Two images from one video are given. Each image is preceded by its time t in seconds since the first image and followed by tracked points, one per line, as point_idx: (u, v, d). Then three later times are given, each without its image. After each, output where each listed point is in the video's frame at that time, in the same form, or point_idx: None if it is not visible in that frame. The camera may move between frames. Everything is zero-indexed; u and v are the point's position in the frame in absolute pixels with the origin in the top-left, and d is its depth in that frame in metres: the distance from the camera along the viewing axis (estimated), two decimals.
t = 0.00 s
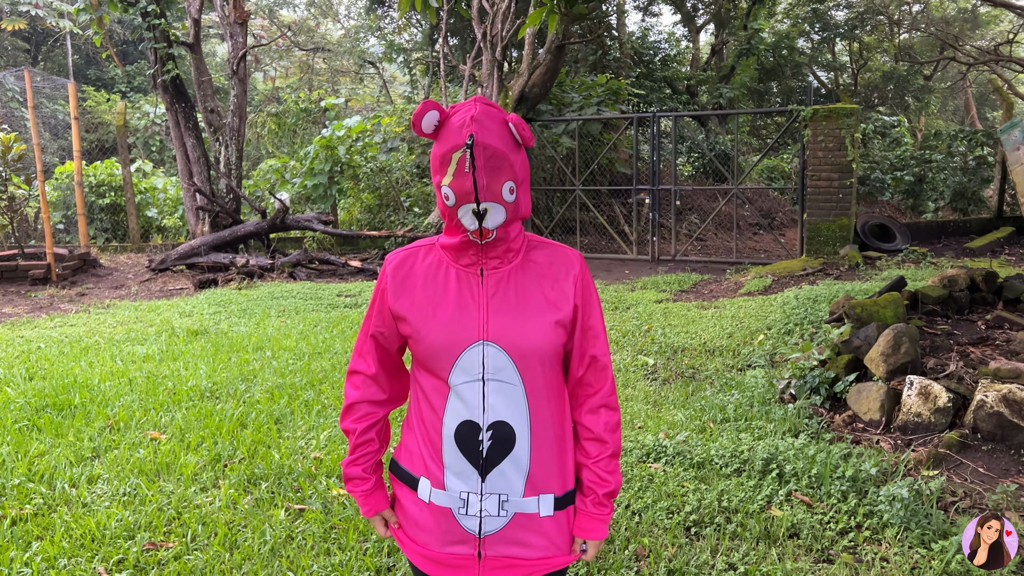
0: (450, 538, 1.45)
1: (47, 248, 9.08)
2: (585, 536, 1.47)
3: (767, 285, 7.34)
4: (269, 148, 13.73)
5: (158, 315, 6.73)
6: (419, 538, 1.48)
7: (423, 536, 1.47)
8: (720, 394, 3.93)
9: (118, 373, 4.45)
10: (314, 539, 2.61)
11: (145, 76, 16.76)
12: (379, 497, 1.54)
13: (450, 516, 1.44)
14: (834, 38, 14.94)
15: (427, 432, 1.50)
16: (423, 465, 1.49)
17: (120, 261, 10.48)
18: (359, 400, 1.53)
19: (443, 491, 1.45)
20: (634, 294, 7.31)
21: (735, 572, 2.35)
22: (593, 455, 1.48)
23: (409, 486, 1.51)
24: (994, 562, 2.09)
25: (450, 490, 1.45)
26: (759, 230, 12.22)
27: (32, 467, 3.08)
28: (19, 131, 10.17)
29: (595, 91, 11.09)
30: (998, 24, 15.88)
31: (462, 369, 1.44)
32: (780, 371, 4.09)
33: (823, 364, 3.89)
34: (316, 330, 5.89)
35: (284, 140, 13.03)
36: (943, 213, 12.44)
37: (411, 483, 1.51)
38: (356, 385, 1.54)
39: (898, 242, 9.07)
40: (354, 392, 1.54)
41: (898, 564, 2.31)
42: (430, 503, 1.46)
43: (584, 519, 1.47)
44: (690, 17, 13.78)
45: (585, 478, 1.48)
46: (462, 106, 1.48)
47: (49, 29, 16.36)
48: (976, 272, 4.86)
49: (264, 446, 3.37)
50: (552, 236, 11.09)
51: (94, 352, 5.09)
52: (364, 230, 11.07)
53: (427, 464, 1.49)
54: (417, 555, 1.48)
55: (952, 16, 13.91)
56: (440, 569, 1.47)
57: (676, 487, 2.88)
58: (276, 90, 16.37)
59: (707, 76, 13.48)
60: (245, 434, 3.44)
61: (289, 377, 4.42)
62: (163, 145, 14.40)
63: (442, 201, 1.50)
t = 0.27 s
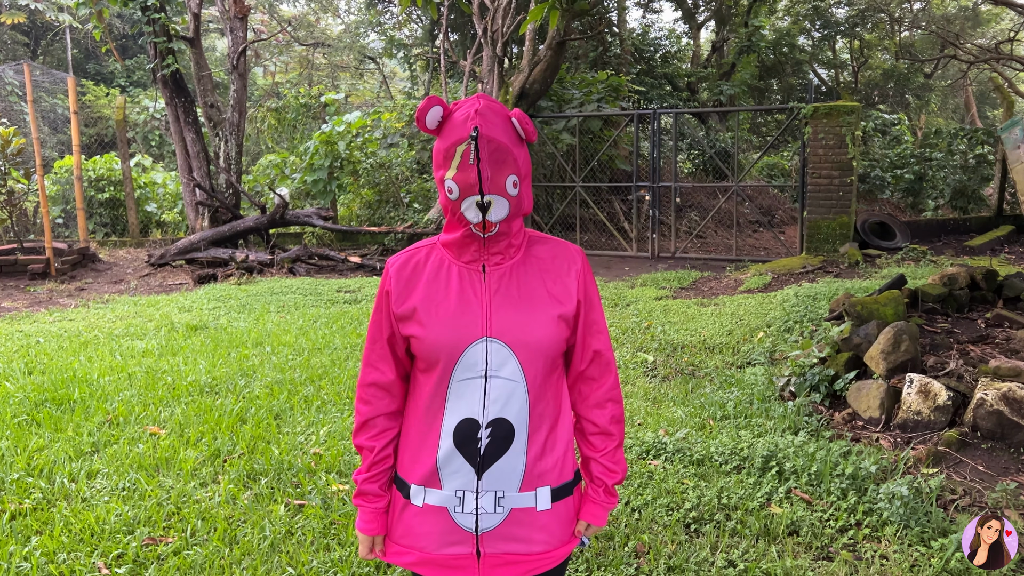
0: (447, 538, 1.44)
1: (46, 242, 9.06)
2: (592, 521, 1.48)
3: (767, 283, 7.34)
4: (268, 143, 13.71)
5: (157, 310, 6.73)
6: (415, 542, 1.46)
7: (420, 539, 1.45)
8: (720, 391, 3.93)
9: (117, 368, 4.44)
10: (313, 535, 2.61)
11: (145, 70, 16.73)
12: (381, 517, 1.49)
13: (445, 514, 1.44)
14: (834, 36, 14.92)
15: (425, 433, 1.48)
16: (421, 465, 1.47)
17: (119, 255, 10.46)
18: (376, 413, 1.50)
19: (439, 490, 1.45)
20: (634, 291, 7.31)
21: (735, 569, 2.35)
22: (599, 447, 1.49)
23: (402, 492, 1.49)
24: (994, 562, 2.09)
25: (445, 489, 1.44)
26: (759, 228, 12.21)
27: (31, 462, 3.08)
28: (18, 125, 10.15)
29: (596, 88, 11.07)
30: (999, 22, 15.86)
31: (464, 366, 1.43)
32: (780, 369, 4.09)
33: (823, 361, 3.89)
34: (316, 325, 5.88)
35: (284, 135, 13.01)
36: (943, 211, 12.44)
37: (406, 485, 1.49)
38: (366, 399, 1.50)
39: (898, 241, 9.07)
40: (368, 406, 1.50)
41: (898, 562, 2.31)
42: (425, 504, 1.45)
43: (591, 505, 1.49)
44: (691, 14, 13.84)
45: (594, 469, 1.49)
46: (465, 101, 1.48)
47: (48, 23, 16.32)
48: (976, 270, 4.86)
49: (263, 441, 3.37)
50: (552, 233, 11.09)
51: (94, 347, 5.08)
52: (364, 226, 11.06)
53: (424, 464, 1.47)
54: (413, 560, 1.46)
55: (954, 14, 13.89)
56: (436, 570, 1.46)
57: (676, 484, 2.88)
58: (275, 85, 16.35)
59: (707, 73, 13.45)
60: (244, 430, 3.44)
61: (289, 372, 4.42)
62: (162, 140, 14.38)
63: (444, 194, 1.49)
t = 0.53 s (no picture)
0: (447, 534, 1.43)
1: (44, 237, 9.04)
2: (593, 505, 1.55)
3: (766, 279, 7.34)
4: (267, 138, 13.68)
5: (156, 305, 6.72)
6: (417, 539, 1.46)
7: (421, 536, 1.45)
8: (719, 387, 3.93)
9: (117, 363, 4.44)
10: (313, 529, 2.61)
11: (144, 65, 16.68)
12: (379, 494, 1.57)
13: (445, 511, 1.43)
14: (834, 32, 14.90)
15: (421, 428, 1.47)
16: (420, 462, 1.47)
17: (117, 250, 10.45)
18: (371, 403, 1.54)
19: (438, 487, 1.44)
20: (633, 286, 7.31)
21: (734, 565, 2.35)
22: (600, 431, 1.53)
23: (403, 490, 1.49)
24: (994, 564, 2.10)
25: (445, 486, 1.44)
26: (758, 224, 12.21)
27: (30, 456, 3.07)
28: (17, 120, 10.12)
29: (595, 83, 11.05)
30: (999, 19, 15.83)
31: (462, 361, 1.42)
32: (779, 364, 4.09)
33: (822, 357, 3.89)
34: (315, 320, 5.88)
35: (283, 130, 12.97)
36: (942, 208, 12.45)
37: (406, 483, 1.49)
38: (360, 388, 1.54)
39: (897, 237, 9.07)
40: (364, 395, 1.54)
41: (896, 557, 2.31)
42: (425, 502, 1.45)
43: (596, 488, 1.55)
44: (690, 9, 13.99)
45: (597, 453, 1.53)
46: (461, 95, 1.47)
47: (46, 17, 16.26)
48: (976, 266, 4.86)
49: (263, 436, 3.37)
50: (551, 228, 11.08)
51: (93, 342, 5.08)
52: (363, 221, 11.05)
53: (422, 460, 1.47)
54: (416, 556, 1.46)
55: (953, 11, 13.86)
56: (439, 567, 1.46)
57: (675, 480, 2.88)
58: (274, 80, 16.31)
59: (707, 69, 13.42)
60: (244, 425, 3.44)
61: (288, 368, 4.42)
62: (161, 134, 14.36)
63: (441, 188, 1.48)
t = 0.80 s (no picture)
0: (442, 523, 1.43)
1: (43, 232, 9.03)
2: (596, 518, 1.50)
3: (766, 274, 7.34)
4: (266, 133, 13.65)
5: (156, 300, 6.71)
6: (413, 529, 1.46)
7: (418, 524, 1.45)
8: (718, 382, 3.94)
9: (116, 358, 4.44)
10: (313, 523, 2.62)
11: (143, 59, 16.64)
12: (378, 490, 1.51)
13: (441, 500, 1.43)
14: (834, 26, 14.89)
15: (418, 421, 1.47)
16: (416, 453, 1.46)
17: (117, 245, 10.44)
18: (380, 399, 1.51)
19: (434, 476, 1.44)
20: (632, 282, 7.31)
21: (734, 558, 2.36)
22: (588, 440, 1.52)
23: (400, 479, 1.49)
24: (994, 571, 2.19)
25: (442, 475, 1.44)
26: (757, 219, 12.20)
27: (30, 451, 3.08)
28: (15, 114, 10.10)
29: (595, 78, 11.03)
30: (999, 14, 15.81)
31: (459, 353, 1.43)
32: (778, 359, 4.10)
33: (821, 352, 3.90)
34: (314, 315, 5.87)
35: (282, 125, 12.94)
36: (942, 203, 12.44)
37: (402, 473, 1.49)
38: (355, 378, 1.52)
39: (897, 232, 9.07)
40: (369, 394, 1.50)
41: (895, 551, 2.32)
42: (421, 490, 1.45)
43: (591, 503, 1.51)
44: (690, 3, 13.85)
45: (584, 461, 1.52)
46: (460, 90, 1.47)
47: (44, 12, 16.21)
48: (975, 261, 4.86)
49: (263, 431, 3.38)
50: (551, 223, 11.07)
51: (93, 337, 5.08)
52: (362, 216, 11.04)
53: (417, 451, 1.47)
54: (413, 545, 1.46)
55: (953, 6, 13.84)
56: (433, 557, 1.45)
57: (674, 474, 2.89)
58: (274, 75, 16.29)
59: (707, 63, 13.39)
60: (243, 419, 3.44)
61: (287, 362, 4.42)
62: (160, 129, 14.33)
63: (440, 181, 1.48)
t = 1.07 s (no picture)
0: (444, 511, 1.43)
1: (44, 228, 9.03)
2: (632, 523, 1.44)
3: (766, 268, 7.34)
4: (267, 128, 13.64)
5: (157, 296, 6.72)
6: (414, 518, 1.45)
7: (419, 513, 1.45)
8: (719, 376, 3.94)
9: (117, 353, 4.44)
10: (315, 518, 2.62)
11: (143, 55, 16.61)
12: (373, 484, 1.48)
13: (443, 488, 1.43)
14: (835, 20, 14.86)
15: (419, 411, 1.47)
16: (417, 442, 1.47)
17: (117, 241, 10.44)
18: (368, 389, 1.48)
19: (436, 464, 1.44)
20: (633, 276, 7.31)
21: (734, 551, 2.37)
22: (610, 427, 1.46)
23: (400, 469, 1.48)
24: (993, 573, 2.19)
25: (443, 463, 1.44)
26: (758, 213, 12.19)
27: (33, 446, 3.08)
28: (15, 110, 10.09)
29: (595, 72, 11.00)
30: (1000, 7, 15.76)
31: (462, 344, 1.43)
32: (779, 353, 4.10)
33: (822, 346, 3.89)
34: (315, 311, 5.88)
35: (282, 120, 12.92)
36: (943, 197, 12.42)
37: (403, 462, 1.49)
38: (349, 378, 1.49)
39: (897, 226, 9.06)
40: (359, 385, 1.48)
41: (896, 544, 2.32)
42: (422, 479, 1.45)
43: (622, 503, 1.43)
44: None
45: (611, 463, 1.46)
46: (462, 81, 1.47)
47: (43, 7, 16.17)
48: (976, 255, 4.85)
49: (264, 425, 3.38)
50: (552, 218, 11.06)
51: (94, 332, 5.09)
52: (363, 211, 11.03)
53: (419, 441, 1.46)
54: (414, 534, 1.46)
55: None
56: (434, 545, 1.45)
57: (675, 468, 2.89)
58: (273, 71, 16.26)
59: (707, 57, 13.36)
60: (245, 414, 3.45)
61: (288, 357, 4.43)
62: (160, 125, 14.32)
63: (442, 171, 1.48)
